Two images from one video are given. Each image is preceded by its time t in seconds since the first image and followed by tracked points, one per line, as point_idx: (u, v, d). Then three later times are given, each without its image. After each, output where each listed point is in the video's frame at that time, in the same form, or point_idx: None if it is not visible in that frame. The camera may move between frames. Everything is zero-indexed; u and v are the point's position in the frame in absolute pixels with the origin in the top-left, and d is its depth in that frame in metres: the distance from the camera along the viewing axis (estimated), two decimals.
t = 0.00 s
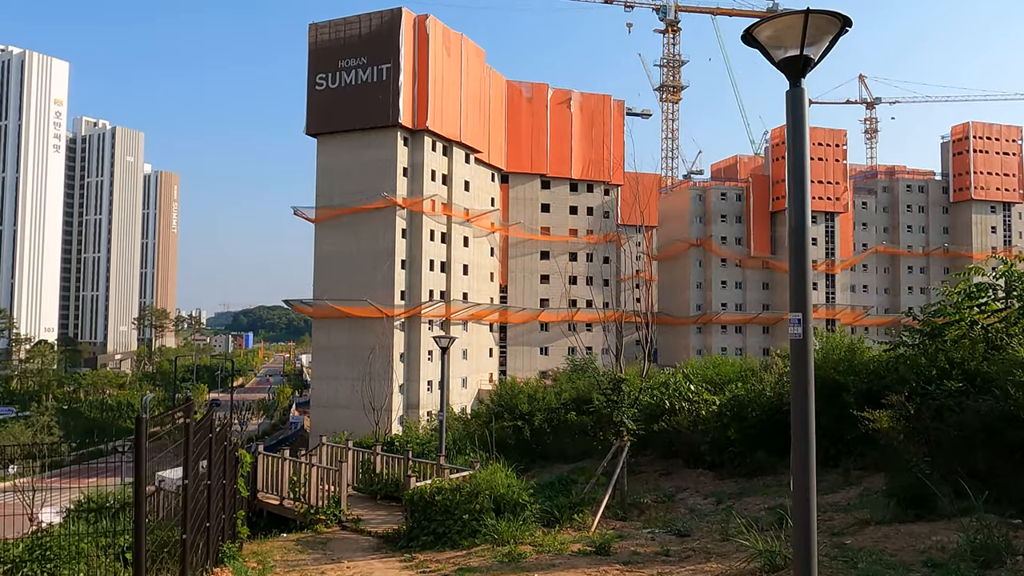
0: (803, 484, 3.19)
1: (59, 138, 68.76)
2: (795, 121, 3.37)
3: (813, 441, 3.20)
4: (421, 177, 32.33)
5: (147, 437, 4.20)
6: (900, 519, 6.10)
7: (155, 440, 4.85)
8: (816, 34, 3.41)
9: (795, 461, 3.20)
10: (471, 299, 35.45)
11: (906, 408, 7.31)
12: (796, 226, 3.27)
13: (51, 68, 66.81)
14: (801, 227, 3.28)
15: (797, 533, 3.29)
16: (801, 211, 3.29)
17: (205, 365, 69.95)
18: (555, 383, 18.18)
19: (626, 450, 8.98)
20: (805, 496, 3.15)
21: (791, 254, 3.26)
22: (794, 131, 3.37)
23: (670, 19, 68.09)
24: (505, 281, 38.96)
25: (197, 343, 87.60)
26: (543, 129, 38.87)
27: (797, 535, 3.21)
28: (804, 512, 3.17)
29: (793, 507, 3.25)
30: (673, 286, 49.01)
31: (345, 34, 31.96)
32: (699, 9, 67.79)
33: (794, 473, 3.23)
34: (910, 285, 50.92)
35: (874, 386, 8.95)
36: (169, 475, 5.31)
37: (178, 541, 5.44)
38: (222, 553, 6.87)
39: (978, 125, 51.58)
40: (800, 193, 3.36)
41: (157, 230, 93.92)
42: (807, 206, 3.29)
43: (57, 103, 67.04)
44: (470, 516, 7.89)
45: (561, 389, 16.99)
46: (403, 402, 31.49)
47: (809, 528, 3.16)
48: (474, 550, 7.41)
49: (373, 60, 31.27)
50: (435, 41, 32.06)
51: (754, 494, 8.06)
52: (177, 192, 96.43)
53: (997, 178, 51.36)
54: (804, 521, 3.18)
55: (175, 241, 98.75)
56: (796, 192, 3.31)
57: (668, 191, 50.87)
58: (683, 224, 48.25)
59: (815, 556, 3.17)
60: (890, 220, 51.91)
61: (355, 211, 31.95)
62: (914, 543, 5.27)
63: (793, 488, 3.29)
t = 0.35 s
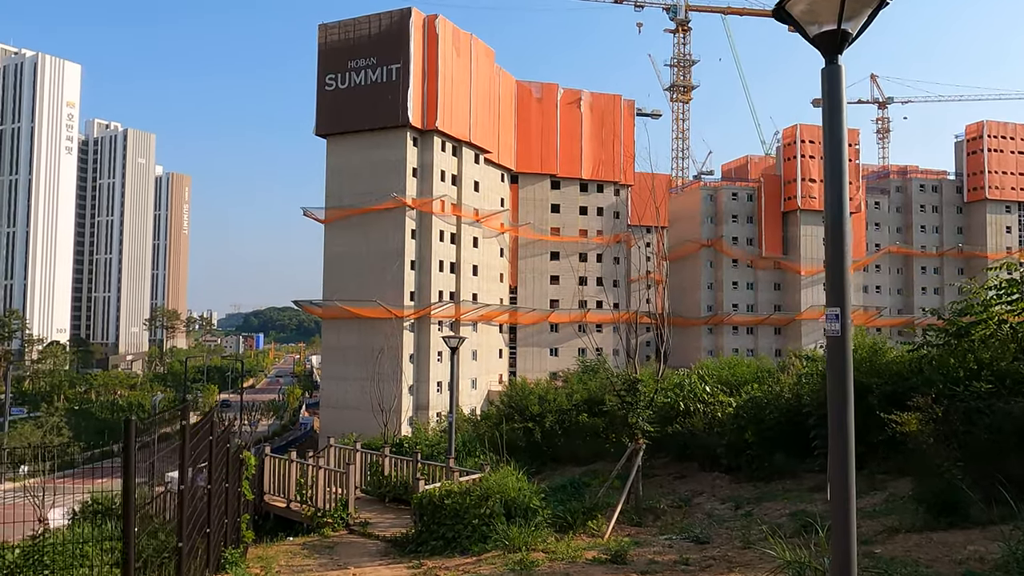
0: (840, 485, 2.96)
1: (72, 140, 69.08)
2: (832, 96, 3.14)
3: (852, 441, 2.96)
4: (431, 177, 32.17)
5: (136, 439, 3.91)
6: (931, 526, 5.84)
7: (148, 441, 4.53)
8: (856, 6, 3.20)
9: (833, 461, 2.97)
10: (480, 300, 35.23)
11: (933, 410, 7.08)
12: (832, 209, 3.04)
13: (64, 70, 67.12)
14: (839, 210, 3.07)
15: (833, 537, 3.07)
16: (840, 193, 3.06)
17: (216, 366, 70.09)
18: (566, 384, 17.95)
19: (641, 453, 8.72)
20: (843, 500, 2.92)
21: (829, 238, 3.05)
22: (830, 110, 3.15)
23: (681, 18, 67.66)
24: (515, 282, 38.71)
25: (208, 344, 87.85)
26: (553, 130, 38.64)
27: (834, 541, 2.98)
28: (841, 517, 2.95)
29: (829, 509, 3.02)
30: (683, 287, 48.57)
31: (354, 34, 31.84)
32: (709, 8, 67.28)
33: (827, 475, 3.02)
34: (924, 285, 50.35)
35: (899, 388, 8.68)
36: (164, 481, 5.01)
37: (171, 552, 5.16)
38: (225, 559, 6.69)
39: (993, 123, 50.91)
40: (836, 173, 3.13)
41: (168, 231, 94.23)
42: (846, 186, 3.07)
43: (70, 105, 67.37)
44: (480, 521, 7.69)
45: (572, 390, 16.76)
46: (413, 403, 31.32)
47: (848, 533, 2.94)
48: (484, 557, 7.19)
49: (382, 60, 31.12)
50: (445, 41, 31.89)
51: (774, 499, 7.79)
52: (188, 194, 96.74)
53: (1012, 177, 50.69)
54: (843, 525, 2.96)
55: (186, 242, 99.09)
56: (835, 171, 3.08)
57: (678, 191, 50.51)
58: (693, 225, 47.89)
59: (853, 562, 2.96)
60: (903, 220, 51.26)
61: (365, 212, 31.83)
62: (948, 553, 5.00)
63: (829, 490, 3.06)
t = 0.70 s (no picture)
0: (862, 494, 2.77)
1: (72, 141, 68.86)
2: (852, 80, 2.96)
3: (874, 445, 2.79)
4: (430, 177, 31.94)
5: (102, 449, 3.44)
6: (947, 534, 5.64)
7: (123, 449, 4.09)
8: None
9: (853, 467, 2.79)
10: (480, 300, 35.02)
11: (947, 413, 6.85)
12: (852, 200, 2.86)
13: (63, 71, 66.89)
14: (858, 201, 2.88)
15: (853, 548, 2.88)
16: (860, 182, 2.89)
17: (216, 367, 69.92)
18: (567, 386, 17.71)
19: (644, 457, 8.45)
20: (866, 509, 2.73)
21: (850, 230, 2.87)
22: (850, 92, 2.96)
23: (682, 18, 67.38)
24: (514, 282, 38.47)
25: (208, 345, 87.68)
26: (553, 130, 38.43)
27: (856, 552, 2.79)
28: (863, 526, 2.77)
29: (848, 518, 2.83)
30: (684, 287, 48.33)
31: (354, 34, 31.61)
32: (710, 9, 67.02)
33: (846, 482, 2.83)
34: (925, 286, 50.09)
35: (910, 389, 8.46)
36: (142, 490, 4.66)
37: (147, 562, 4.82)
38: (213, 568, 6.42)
39: (995, 124, 50.67)
40: (856, 160, 2.96)
41: (168, 232, 93.98)
42: (868, 175, 2.89)
43: (70, 106, 67.18)
44: (477, 527, 7.46)
45: (573, 392, 16.54)
46: (413, 404, 31.08)
47: (871, 543, 2.75)
48: (480, 565, 6.95)
49: (382, 60, 30.91)
50: (444, 40, 31.67)
51: (782, 504, 7.55)
52: (188, 195, 96.64)
53: (1014, 178, 50.43)
54: (865, 535, 2.77)
55: (186, 243, 98.90)
56: (856, 157, 2.91)
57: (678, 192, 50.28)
58: (694, 225, 47.69)
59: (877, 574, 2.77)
60: (905, 220, 51.07)
61: (364, 212, 31.61)
62: (966, 563, 4.79)
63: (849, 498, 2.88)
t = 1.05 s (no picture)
0: (884, 482, 2.79)
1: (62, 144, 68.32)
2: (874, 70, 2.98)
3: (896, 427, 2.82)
4: (423, 179, 31.72)
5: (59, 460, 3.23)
6: (958, 539, 5.44)
7: (89, 459, 3.90)
8: None
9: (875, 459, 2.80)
10: (473, 303, 34.78)
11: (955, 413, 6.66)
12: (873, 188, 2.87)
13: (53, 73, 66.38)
14: (877, 186, 2.91)
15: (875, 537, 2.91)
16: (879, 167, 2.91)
17: (207, 371, 69.43)
18: (561, 388, 17.51)
19: (641, 460, 8.24)
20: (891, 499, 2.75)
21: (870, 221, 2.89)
22: (870, 78, 3.00)
23: (675, 21, 67.37)
24: (508, 285, 38.26)
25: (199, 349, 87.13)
26: (546, 133, 38.26)
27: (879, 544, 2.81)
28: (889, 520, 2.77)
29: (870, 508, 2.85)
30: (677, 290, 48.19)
31: (346, 35, 31.38)
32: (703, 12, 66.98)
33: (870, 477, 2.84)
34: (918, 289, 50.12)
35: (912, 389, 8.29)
36: (108, 496, 4.38)
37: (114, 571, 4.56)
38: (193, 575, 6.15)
39: (986, 127, 50.46)
40: (876, 145, 2.98)
41: (160, 235, 93.38)
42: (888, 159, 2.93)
43: (60, 109, 66.69)
44: (469, 533, 7.25)
45: (567, 394, 16.34)
46: (405, 407, 30.82)
47: (893, 522, 2.78)
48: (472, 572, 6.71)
49: (375, 62, 30.68)
50: (437, 41, 31.49)
51: (782, 508, 7.36)
52: (180, 198, 96.10)
53: (1006, 181, 50.50)
54: (887, 516, 2.79)
55: (177, 247, 98.33)
56: (876, 141, 2.94)
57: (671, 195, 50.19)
58: (687, 228, 47.62)
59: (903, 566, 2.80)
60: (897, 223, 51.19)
61: (356, 214, 31.35)
62: (979, 569, 4.61)
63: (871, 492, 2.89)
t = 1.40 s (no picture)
0: (901, 471, 2.85)
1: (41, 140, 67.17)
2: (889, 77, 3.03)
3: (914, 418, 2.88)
4: (408, 177, 31.39)
5: None
6: (958, 546, 5.25)
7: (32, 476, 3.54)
8: None
9: (891, 456, 2.88)
10: (458, 302, 34.51)
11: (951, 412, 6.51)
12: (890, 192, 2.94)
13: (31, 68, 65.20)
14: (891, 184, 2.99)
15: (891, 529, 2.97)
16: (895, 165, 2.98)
17: (189, 371, 68.56)
18: (546, 388, 17.27)
19: (630, 463, 8.04)
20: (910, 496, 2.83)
21: (885, 224, 2.97)
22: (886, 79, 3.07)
23: (660, 19, 67.27)
24: (493, 284, 38.04)
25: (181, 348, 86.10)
26: (531, 131, 38.05)
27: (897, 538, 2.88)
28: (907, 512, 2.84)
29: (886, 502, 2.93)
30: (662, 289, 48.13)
31: (329, 31, 30.97)
32: (688, 11, 66.92)
33: (886, 472, 2.91)
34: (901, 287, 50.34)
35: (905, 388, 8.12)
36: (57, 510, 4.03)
37: None
38: None
39: (968, 126, 50.65)
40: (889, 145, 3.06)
41: (141, 233, 92.14)
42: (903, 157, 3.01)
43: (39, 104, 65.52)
44: (452, 539, 7.01)
45: (552, 394, 16.10)
46: (389, 407, 30.51)
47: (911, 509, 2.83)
48: None
49: (359, 58, 30.31)
50: (422, 38, 31.16)
51: (774, 512, 7.16)
52: (161, 195, 94.91)
53: (987, 181, 50.82)
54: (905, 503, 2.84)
55: (159, 245, 97.14)
56: (891, 140, 3.02)
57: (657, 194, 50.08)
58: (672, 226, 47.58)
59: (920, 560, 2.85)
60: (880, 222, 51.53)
61: (340, 212, 30.97)
62: None
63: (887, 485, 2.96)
